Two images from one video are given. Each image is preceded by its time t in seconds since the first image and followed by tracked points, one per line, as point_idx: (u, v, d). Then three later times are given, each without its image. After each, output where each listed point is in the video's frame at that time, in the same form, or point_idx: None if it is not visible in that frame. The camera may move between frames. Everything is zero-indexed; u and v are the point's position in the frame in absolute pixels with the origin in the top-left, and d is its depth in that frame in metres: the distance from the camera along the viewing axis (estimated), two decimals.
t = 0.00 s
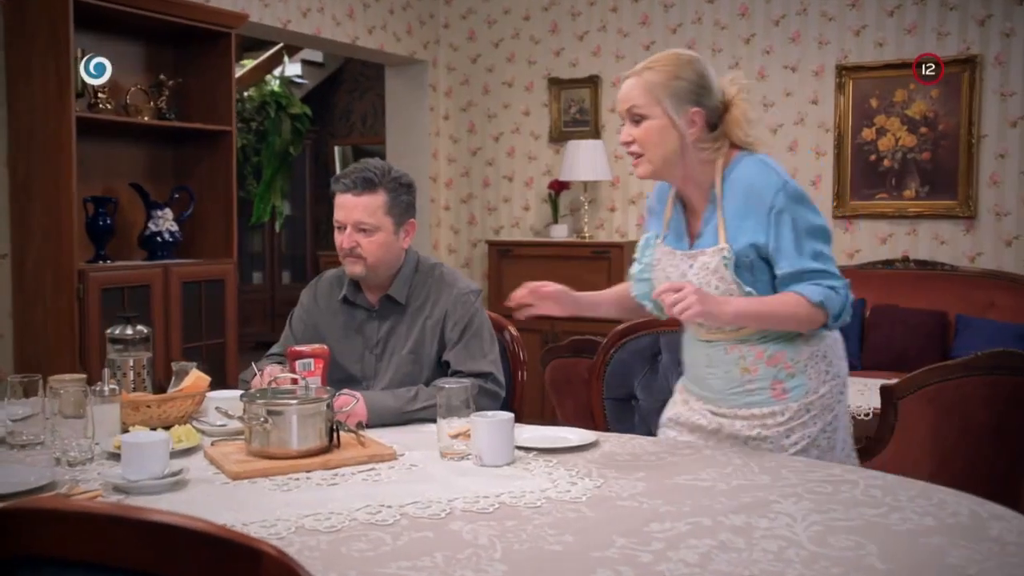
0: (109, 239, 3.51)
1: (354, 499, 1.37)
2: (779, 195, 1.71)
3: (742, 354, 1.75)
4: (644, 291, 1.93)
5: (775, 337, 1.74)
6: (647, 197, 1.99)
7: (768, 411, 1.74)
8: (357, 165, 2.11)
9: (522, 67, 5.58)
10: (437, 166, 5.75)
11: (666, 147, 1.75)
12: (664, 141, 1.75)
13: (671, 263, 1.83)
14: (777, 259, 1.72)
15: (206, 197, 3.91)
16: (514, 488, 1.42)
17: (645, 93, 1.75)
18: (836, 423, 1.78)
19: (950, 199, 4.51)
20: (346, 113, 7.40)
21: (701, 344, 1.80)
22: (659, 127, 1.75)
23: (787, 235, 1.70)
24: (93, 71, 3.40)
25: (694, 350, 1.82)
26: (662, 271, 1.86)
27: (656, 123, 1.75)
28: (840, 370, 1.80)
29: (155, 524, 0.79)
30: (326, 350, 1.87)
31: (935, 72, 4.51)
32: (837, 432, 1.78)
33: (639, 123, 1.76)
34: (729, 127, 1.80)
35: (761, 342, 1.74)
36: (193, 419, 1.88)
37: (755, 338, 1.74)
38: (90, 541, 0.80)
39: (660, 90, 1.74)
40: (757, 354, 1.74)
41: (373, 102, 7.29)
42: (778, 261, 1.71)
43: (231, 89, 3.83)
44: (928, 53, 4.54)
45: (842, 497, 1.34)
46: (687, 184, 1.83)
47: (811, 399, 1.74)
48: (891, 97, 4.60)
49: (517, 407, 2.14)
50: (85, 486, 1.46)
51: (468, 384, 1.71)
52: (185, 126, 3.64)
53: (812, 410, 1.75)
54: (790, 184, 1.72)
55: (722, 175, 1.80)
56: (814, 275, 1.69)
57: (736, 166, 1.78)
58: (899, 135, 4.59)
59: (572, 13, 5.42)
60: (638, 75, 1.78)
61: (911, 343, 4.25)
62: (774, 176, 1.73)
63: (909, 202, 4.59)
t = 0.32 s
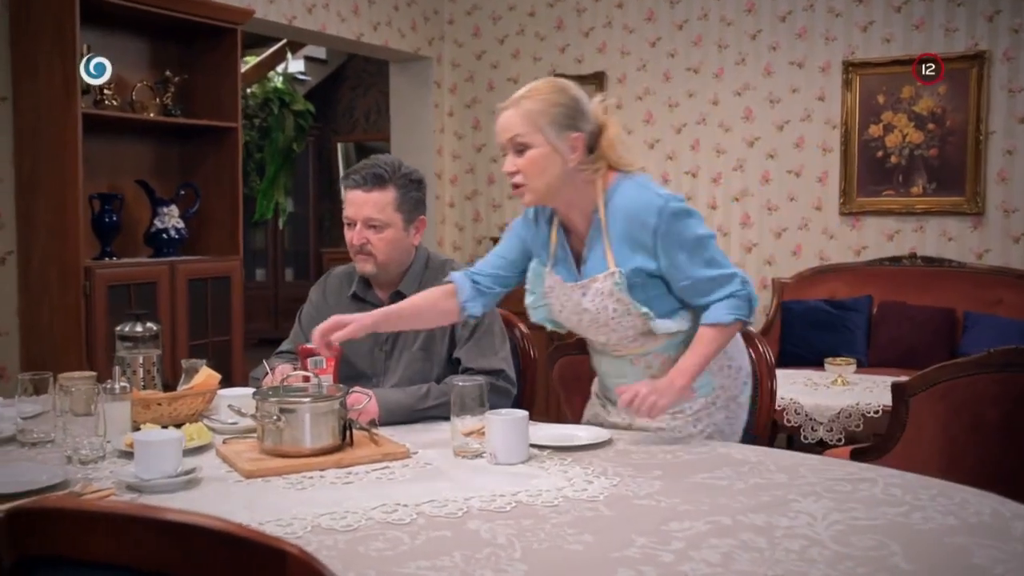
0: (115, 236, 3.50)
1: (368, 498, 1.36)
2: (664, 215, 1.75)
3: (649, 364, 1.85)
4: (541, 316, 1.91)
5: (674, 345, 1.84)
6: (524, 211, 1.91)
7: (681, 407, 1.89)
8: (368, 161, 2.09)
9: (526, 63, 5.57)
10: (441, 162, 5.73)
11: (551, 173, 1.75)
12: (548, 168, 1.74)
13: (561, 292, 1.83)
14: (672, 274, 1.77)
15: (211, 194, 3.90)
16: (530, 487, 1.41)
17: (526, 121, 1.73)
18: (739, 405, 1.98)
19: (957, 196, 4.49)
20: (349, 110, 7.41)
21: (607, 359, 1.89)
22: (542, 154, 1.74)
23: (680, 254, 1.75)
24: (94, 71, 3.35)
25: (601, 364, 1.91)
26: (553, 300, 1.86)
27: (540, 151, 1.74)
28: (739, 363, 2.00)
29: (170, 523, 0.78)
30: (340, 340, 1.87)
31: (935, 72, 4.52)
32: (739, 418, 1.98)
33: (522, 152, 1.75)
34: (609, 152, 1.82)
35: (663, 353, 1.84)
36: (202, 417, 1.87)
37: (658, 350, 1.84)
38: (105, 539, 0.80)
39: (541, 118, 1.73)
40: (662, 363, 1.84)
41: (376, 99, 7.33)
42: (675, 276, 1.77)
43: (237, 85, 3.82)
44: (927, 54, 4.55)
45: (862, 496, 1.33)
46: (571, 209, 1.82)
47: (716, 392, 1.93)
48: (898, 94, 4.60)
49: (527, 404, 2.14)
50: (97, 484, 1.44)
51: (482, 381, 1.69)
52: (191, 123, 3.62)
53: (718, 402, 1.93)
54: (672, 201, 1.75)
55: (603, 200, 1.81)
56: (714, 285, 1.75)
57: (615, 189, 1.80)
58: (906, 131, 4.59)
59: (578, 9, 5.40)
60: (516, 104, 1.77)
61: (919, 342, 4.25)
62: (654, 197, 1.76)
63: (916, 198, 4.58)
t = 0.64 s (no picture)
0: (122, 230, 3.49)
1: (384, 493, 1.35)
2: (643, 234, 1.78)
3: (642, 383, 1.88)
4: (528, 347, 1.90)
5: (664, 361, 1.87)
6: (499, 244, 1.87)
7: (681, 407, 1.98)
8: (380, 154, 2.08)
9: (533, 56, 5.55)
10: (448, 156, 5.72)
11: (527, 206, 1.73)
12: (524, 200, 1.72)
13: (550, 322, 1.83)
14: (657, 291, 1.80)
15: (218, 188, 3.89)
16: (547, 482, 1.40)
17: (493, 156, 1.71)
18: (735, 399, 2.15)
19: (966, 189, 4.47)
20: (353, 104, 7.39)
21: (599, 381, 1.91)
22: (516, 187, 1.72)
23: (665, 272, 1.78)
24: (94, 71, 3.17)
25: (591, 386, 1.94)
26: (541, 329, 1.85)
27: (513, 184, 1.71)
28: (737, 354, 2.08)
29: (185, 519, 0.78)
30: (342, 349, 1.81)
31: (935, 72, 4.51)
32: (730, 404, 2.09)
33: (495, 189, 1.72)
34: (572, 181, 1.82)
35: (655, 369, 1.88)
36: (214, 411, 1.86)
37: (651, 368, 1.87)
38: (122, 535, 0.80)
39: (511, 151, 1.71)
40: (655, 381, 1.88)
41: (381, 92, 7.33)
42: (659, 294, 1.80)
43: (246, 78, 3.81)
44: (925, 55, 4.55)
45: (883, 491, 1.32)
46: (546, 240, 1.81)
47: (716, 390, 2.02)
48: (907, 87, 4.58)
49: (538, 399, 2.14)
50: (112, 479, 1.43)
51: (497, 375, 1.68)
52: (198, 117, 3.61)
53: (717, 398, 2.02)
54: (648, 221, 1.79)
55: (579, 226, 1.81)
56: (698, 298, 1.79)
57: (589, 214, 1.82)
58: (915, 125, 4.57)
59: (584, 2, 5.38)
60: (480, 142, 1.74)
61: (928, 336, 4.24)
62: (630, 218, 1.78)
63: (925, 192, 4.56)
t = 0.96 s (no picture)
0: (129, 222, 3.48)
1: (400, 486, 1.34)
2: (681, 268, 1.86)
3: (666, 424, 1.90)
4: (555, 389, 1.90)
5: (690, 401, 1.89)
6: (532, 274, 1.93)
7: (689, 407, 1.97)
8: (391, 145, 2.06)
9: (539, 47, 5.53)
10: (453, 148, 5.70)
11: (574, 237, 1.78)
12: (572, 232, 1.77)
13: (586, 356, 1.83)
14: (693, 326, 1.85)
15: (226, 180, 3.88)
16: (563, 475, 1.39)
17: (543, 190, 1.76)
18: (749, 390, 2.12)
19: (975, 181, 4.45)
20: (358, 96, 7.37)
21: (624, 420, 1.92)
22: (565, 219, 1.77)
23: (704, 306, 1.84)
24: (93, 71, 3.16)
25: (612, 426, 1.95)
26: (576, 364, 1.85)
27: (562, 215, 1.77)
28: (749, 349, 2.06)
29: (200, 512, 0.77)
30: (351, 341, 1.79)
31: (935, 73, 4.52)
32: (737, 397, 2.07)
33: (544, 221, 1.76)
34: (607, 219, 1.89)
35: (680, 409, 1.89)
36: (225, 404, 1.85)
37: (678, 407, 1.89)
38: (136, 531, 0.79)
39: (556, 185, 1.78)
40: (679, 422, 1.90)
41: (386, 83, 7.31)
42: (695, 328, 1.84)
43: (253, 70, 3.79)
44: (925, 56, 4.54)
45: (901, 484, 1.31)
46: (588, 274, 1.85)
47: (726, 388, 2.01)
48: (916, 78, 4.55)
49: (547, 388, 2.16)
50: (125, 472, 1.43)
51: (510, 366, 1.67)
52: (205, 108, 3.60)
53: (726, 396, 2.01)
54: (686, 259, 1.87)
55: (617, 263, 1.87)
56: (730, 331, 1.82)
57: (627, 252, 1.89)
58: (924, 116, 4.55)
59: None
60: (527, 180, 1.79)
61: (935, 329, 4.22)
62: (669, 254, 1.86)
63: (934, 184, 4.54)
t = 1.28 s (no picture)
0: (134, 213, 3.47)
1: (413, 479, 1.34)
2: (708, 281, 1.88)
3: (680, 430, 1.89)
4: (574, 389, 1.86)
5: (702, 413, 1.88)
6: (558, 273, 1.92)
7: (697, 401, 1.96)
8: (399, 137, 2.05)
9: (543, 39, 5.51)
10: (457, 139, 5.69)
11: (607, 237, 1.81)
12: (605, 231, 1.81)
13: (611, 357, 1.82)
14: (714, 338, 1.85)
15: (231, 172, 3.88)
16: (577, 467, 1.38)
17: (584, 187, 1.81)
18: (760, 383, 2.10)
19: (982, 172, 4.43)
20: (361, 87, 7.36)
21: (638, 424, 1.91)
22: (600, 218, 1.81)
23: (728, 320, 1.85)
24: (94, 71, 3.15)
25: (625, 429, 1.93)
26: (598, 365, 1.83)
27: (598, 214, 1.81)
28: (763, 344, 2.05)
29: (222, 506, 0.76)
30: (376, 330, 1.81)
31: (935, 73, 4.52)
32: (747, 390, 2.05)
33: (579, 217, 1.80)
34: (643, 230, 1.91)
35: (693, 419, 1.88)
36: (234, 395, 1.85)
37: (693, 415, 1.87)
38: (153, 524, 0.79)
39: (596, 184, 1.82)
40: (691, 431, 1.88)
41: (389, 75, 7.28)
42: (717, 340, 1.85)
43: (258, 60, 3.78)
44: (926, 54, 4.53)
45: (918, 477, 1.30)
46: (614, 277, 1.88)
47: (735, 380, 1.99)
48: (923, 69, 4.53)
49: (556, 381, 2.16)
50: (136, 465, 1.42)
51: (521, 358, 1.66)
52: (209, 99, 3.60)
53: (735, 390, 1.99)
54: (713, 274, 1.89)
55: (645, 270, 1.89)
56: (751, 347, 1.83)
57: (656, 261, 1.91)
58: (930, 107, 4.54)
59: None
60: (569, 174, 1.83)
61: (941, 320, 4.21)
62: (697, 265, 1.89)
63: (940, 175, 4.53)
